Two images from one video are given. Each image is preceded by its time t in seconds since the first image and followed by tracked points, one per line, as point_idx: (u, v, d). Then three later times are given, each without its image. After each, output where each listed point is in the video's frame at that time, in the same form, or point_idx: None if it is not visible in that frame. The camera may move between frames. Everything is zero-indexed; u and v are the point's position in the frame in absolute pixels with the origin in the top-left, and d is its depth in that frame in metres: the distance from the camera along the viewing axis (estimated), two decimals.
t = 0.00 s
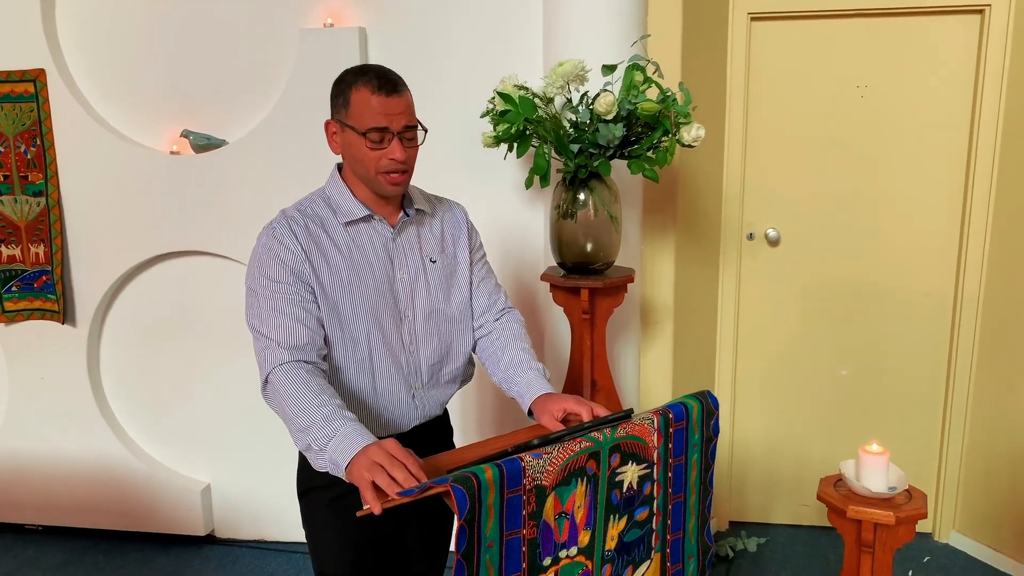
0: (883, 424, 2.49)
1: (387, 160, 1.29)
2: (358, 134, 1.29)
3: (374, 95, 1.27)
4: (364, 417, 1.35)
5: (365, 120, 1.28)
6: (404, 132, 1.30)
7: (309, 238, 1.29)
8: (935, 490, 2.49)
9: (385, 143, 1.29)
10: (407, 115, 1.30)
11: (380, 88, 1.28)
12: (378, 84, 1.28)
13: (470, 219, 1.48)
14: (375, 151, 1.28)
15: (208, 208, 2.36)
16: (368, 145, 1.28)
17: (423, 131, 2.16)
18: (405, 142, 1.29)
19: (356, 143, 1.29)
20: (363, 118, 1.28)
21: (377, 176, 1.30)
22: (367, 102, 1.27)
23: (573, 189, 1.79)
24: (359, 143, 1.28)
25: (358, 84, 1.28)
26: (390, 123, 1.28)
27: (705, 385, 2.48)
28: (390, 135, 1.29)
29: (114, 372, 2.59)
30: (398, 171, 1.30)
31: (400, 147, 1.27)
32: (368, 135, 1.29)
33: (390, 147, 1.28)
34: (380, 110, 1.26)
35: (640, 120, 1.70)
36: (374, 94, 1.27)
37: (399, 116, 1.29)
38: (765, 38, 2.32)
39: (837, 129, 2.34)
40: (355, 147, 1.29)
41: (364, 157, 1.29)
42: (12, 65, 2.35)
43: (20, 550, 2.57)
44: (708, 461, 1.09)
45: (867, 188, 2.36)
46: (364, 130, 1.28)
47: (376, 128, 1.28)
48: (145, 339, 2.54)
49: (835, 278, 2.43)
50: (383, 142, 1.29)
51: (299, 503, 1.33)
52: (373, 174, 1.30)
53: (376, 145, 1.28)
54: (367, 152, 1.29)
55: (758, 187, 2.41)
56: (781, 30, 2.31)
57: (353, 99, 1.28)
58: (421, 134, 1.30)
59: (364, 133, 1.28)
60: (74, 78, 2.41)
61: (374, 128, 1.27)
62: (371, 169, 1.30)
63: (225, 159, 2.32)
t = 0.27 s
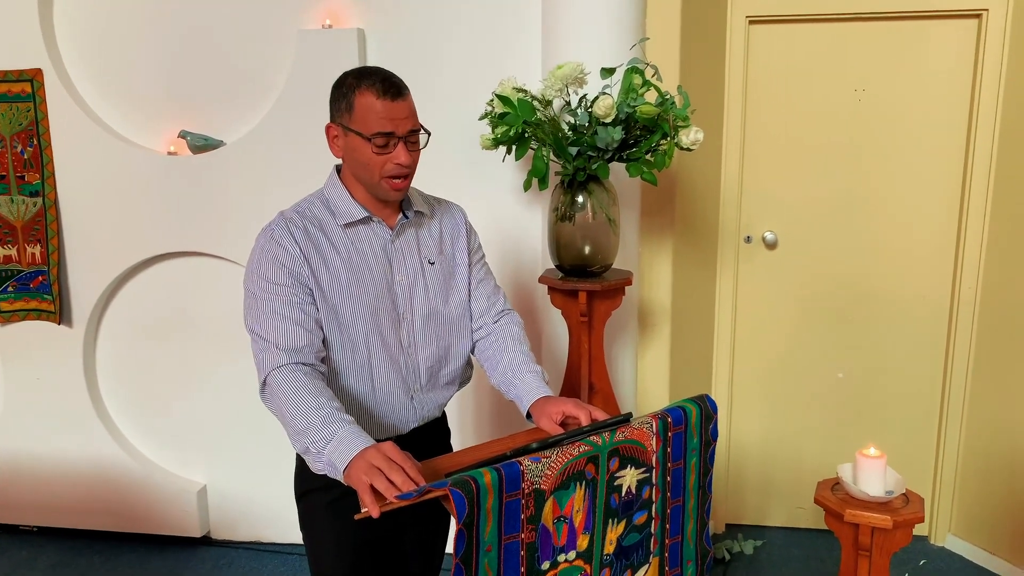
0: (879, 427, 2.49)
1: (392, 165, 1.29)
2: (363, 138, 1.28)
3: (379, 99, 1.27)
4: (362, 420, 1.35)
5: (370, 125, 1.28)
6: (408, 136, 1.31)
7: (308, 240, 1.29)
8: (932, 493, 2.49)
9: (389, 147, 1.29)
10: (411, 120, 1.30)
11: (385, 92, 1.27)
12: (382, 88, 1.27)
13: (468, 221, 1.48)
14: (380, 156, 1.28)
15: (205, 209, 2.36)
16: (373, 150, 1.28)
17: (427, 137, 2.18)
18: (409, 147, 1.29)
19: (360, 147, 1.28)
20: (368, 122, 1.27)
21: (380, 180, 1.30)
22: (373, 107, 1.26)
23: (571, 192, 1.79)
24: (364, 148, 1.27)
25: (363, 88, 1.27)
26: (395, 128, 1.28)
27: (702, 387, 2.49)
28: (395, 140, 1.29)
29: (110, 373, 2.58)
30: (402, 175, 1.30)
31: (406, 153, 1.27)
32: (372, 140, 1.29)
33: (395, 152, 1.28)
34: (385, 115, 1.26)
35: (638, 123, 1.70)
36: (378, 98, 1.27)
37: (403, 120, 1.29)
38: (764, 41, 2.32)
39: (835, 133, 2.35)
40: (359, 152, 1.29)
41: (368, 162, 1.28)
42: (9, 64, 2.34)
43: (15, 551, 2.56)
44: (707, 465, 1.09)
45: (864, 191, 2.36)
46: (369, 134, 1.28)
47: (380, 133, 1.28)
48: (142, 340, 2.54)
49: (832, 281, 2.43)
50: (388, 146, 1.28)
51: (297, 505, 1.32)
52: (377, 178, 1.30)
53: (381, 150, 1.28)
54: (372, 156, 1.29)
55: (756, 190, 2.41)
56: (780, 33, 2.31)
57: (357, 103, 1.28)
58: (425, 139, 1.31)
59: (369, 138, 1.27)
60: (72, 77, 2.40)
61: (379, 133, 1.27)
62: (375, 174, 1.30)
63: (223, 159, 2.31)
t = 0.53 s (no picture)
0: (879, 432, 2.49)
1: (391, 165, 1.28)
2: (362, 138, 1.28)
3: (377, 99, 1.26)
4: (360, 422, 1.35)
5: (369, 125, 1.27)
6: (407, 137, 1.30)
7: (306, 242, 1.29)
8: (931, 498, 2.49)
9: (388, 148, 1.28)
10: (410, 120, 1.29)
11: (383, 92, 1.27)
12: (381, 88, 1.27)
13: (468, 223, 1.47)
14: (379, 156, 1.28)
15: (205, 210, 2.36)
16: (372, 150, 1.28)
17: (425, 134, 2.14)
18: (408, 147, 1.29)
19: (359, 147, 1.28)
20: (367, 123, 1.27)
21: (379, 180, 1.30)
22: (372, 107, 1.26)
23: (572, 194, 1.79)
24: (363, 148, 1.27)
25: (361, 88, 1.27)
26: (394, 128, 1.27)
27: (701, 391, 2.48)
28: (394, 140, 1.28)
29: (109, 373, 2.58)
30: (401, 176, 1.30)
31: (405, 153, 1.27)
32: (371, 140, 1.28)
33: (394, 152, 1.28)
34: (384, 115, 1.25)
35: (639, 126, 1.69)
36: (377, 98, 1.26)
37: (402, 121, 1.28)
38: (765, 44, 2.32)
39: (836, 137, 2.34)
40: (358, 152, 1.29)
41: (367, 162, 1.28)
42: (9, 63, 2.34)
43: (12, 551, 2.56)
44: (705, 470, 1.09)
45: (865, 196, 2.36)
46: (367, 134, 1.27)
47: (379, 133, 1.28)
48: (140, 339, 2.53)
49: (832, 285, 2.43)
50: (387, 147, 1.28)
51: (294, 508, 1.32)
52: (376, 179, 1.29)
53: (380, 150, 1.28)
54: (371, 156, 1.28)
55: (756, 194, 2.41)
56: (781, 37, 2.31)
57: (355, 103, 1.27)
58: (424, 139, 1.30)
59: (368, 138, 1.27)
60: (72, 77, 2.40)
61: (378, 133, 1.26)
62: (374, 174, 1.29)
63: (223, 159, 2.31)
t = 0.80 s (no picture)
0: (879, 438, 2.48)
1: (391, 169, 1.28)
2: (362, 142, 1.27)
3: (379, 103, 1.26)
4: (356, 425, 1.34)
5: (370, 128, 1.27)
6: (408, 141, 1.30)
7: (304, 244, 1.28)
8: (931, 505, 2.48)
9: (389, 151, 1.28)
10: (411, 124, 1.29)
11: (385, 96, 1.26)
12: (383, 92, 1.27)
13: (466, 228, 1.47)
14: (380, 159, 1.27)
15: (205, 210, 2.35)
16: (373, 154, 1.27)
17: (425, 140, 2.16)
18: (409, 152, 1.29)
19: (360, 150, 1.27)
20: (368, 126, 1.27)
21: (379, 184, 1.29)
22: (373, 110, 1.25)
23: (571, 198, 1.78)
24: (364, 152, 1.26)
25: (363, 92, 1.27)
26: (395, 132, 1.27)
27: (701, 395, 2.47)
28: (395, 144, 1.28)
29: (108, 373, 2.58)
30: (401, 180, 1.29)
31: (406, 157, 1.26)
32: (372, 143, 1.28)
33: (394, 156, 1.27)
34: (385, 118, 1.25)
35: (639, 129, 1.69)
36: (378, 102, 1.26)
37: (403, 125, 1.28)
38: (768, 48, 2.31)
39: (838, 141, 2.34)
40: (359, 155, 1.28)
41: (367, 166, 1.28)
42: (10, 62, 2.34)
43: (10, 550, 2.55)
44: (702, 476, 1.08)
45: (867, 201, 2.35)
46: (368, 138, 1.27)
47: (380, 137, 1.27)
48: (139, 339, 2.53)
49: (833, 290, 2.42)
50: (388, 150, 1.28)
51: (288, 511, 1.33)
52: (376, 183, 1.29)
53: (381, 154, 1.27)
54: (371, 160, 1.28)
55: (758, 198, 2.40)
56: (784, 40, 2.30)
57: (357, 106, 1.27)
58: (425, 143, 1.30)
59: (369, 141, 1.26)
60: (74, 76, 2.40)
61: (379, 137, 1.26)
62: (374, 178, 1.29)
63: (223, 159, 2.31)
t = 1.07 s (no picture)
0: (882, 445, 2.46)
1: (380, 168, 1.28)
2: (351, 141, 1.28)
3: (367, 101, 1.26)
4: (350, 426, 1.34)
5: (358, 127, 1.27)
6: (397, 139, 1.29)
7: (298, 245, 1.28)
8: (934, 512, 2.46)
9: (377, 150, 1.28)
10: (400, 122, 1.29)
11: (373, 94, 1.27)
12: (371, 90, 1.27)
13: (462, 228, 1.46)
14: (368, 158, 1.27)
15: (206, 210, 2.36)
16: (361, 153, 1.27)
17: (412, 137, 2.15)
18: (398, 150, 1.28)
19: (349, 150, 1.28)
20: (356, 125, 1.27)
21: (369, 183, 1.29)
22: (361, 109, 1.26)
23: (571, 201, 1.78)
24: (352, 151, 1.27)
25: (352, 91, 1.27)
26: (383, 130, 1.27)
27: (703, 400, 2.46)
28: (383, 143, 1.28)
29: (109, 372, 2.58)
30: (391, 179, 1.29)
31: (393, 155, 1.26)
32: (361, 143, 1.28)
33: (382, 155, 1.27)
34: (373, 117, 1.25)
35: (640, 133, 1.68)
36: (366, 100, 1.26)
37: (392, 123, 1.28)
38: (771, 51, 2.30)
39: (842, 146, 2.32)
40: (348, 154, 1.28)
41: (356, 165, 1.28)
42: (14, 61, 2.35)
43: (10, 548, 2.56)
44: (695, 483, 1.07)
45: (871, 206, 2.34)
46: (357, 137, 1.27)
47: (369, 136, 1.27)
48: (140, 338, 2.54)
49: (837, 296, 2.41)
50: (376, 149, 1.28)
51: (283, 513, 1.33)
52: (366, 182, 1.29)
53: (369, 153, 1.27)
54: (360, 159, 1.28)
55: (760, 202, 2.39)
56: (788, 44, 2.29)
57: (346, 105, 1.27)
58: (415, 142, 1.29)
59: (357, 140, 1.27)
60: (78, 76, 2.41)
61: (367, 136, 1.26)
62: (364, 178, 1.29)
63: (225, 160, 2.31)
